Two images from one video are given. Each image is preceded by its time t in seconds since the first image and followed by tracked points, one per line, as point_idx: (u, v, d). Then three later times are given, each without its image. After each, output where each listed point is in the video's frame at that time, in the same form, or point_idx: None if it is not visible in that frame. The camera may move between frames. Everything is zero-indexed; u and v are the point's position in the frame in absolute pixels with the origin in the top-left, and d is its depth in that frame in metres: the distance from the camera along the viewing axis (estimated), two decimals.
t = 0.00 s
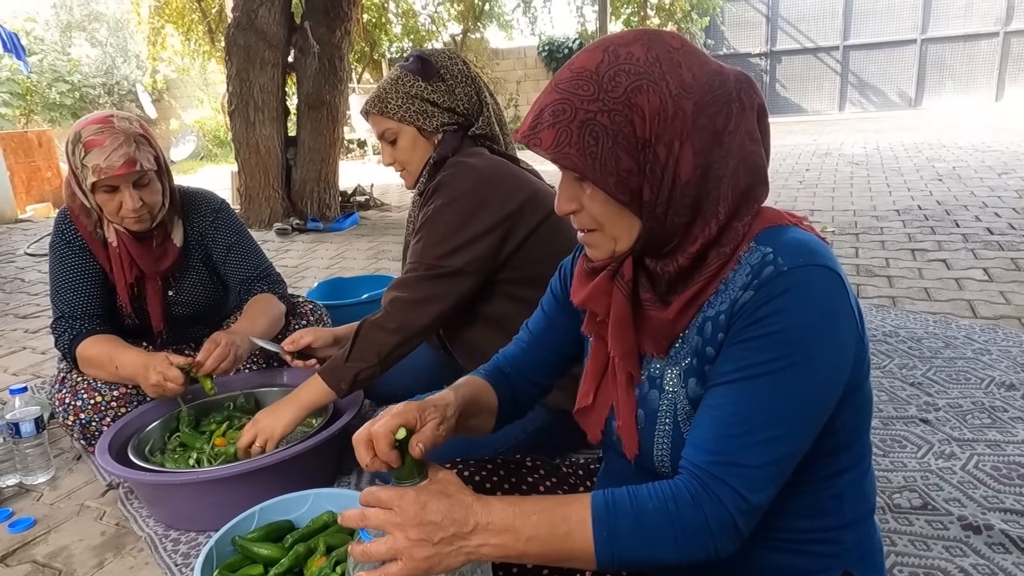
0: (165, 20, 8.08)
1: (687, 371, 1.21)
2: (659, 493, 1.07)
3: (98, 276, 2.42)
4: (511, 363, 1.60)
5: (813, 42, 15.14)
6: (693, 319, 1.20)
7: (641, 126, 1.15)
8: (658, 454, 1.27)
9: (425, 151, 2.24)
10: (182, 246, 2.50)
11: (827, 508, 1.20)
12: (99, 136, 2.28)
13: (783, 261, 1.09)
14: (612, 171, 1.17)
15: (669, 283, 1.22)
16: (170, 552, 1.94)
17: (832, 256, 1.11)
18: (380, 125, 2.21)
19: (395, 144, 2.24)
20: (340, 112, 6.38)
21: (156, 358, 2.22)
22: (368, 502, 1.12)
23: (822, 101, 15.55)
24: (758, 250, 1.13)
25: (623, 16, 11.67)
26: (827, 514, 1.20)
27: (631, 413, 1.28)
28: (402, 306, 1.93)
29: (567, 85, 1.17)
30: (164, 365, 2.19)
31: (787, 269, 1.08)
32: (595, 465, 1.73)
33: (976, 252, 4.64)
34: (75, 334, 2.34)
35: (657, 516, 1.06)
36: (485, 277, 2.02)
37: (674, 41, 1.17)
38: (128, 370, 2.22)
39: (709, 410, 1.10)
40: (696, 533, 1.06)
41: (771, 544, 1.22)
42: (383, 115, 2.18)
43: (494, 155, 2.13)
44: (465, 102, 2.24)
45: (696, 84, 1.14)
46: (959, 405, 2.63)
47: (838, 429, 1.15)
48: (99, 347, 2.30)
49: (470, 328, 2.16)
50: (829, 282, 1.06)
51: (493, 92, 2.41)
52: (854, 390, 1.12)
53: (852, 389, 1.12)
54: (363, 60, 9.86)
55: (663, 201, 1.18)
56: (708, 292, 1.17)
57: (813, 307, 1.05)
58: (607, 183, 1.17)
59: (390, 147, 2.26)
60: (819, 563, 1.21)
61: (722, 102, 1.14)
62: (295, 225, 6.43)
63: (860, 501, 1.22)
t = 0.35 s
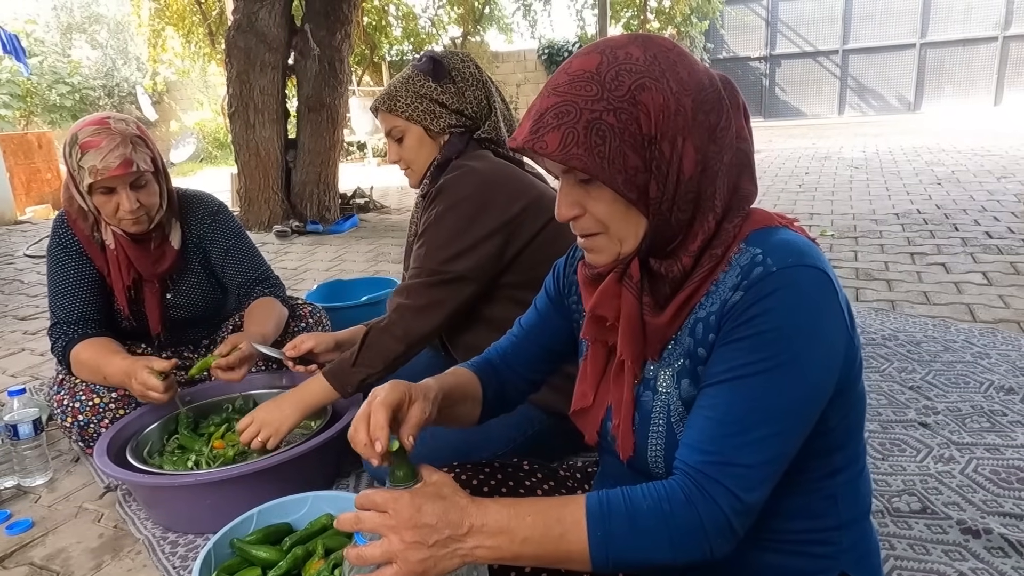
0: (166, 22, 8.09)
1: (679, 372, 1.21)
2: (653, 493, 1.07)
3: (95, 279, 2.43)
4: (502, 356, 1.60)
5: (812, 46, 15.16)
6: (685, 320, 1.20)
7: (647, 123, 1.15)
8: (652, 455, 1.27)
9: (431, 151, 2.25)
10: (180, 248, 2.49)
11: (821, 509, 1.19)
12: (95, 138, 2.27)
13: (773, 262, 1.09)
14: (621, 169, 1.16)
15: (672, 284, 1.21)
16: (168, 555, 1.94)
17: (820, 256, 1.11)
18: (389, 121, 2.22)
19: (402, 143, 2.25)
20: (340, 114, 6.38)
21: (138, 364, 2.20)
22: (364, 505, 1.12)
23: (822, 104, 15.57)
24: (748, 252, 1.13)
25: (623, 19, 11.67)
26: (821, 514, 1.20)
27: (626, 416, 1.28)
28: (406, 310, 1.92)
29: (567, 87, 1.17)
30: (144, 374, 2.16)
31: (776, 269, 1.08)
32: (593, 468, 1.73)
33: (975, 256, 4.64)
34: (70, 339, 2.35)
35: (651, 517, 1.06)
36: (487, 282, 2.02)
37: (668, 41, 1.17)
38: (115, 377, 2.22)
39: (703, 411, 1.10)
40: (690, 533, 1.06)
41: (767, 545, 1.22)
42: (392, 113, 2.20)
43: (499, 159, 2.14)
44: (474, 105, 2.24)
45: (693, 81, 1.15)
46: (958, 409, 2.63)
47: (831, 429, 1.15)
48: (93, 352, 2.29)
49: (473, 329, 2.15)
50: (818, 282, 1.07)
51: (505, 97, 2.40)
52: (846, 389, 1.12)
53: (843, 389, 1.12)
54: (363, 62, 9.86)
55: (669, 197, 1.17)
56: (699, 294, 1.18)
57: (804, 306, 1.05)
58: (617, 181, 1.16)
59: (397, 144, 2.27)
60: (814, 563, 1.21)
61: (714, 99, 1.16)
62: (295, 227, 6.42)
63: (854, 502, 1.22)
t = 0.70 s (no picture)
0: (164, 20, 8.08)
1: (679, 374, 1.21)
2: (656, 497, 1.08)
3: (92, 278, 2.43)
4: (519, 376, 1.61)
5: (811, 43, 15.16)
6: (684, 321, 1.19)
7: (627, 130, 1.16)
8: (654, 457, 1.27)
9: (429, 150, 2.25)
10: (177, 247, 2.49)
11: (823, 509, 1.19)
12: (88, 136, 2.27)
13: (773, 262, 1.09)
14: (600, 175, 1.18)
15: (662, 286, 1.22)
16: (168, 554, 1.94)
17: (820, 255, 1.11)
18: (386, 123, 2.21)
19: (400, 144, 2.24)
20: (339, 112, 6.38)
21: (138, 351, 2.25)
22: (366, 508, 1.11)
23: (821, 101, 15.57)
24: (748, 251, 1.12)
25: (622, 16, 11.67)
26: (823, 514, 1.20)
27: (626, 417, 1.29)
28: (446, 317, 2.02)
29: (553, 92, 1.19)
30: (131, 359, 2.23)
31: (776, 270, 1.08)
32: (593, 465, 1.73)
33: (974, 252, 4.64)
34: (68, 338, 2.36)
35: (654, 520, 1.06)
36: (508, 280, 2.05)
37: (657, 45, 1.17)
38: (113, 369, 2.26)
39: (704, 414, 1.10)
40: (693, 537, 1.06)
41: (772, 545, 1.22)
42: (389, 114, 2.18)
43: (498, 156, 2.14)
44: (469, 102, 2.24)
45: (680, 86, 1.15)
46: (957, 406, 2.63)
47: (833, 428, 1.15)
48: (92, 348, 2.31)
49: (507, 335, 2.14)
50: (818, 282, 1.06)
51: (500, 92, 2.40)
52: (848, 388, 1.12)
53: (844, 388, 1.12)
54: (362, 60, 9.89)
55: (651, 203, 1.19)
56: (698, 294, 1.17)
57: (804, 307, 1.05)
58: (596, 186, 1.18)
59: (395, 145, 2.27)
60: (817, 564, 1.21)
61: (707, 103, 1.15)
62: (294, 225, 6.43)
63: (856, 501, 1.21)
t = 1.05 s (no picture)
0: (160, 20, 8.06)
1: (670, 369, 1.20)
2: (647, 492, 1.07)
3: (86, 279, 2.43)
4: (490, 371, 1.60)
5: (808, 42, 15.17)
6: (674, 316, 1.20)
7: (628, 126, 1.16)
8: (645, 454, 1.27)
9: (431, 149, 2.24)
10: (171, 247, 2.48)
11: (815, 505, 1.19)
12: (78, 136, 2.24)
13: (761, 256, 1.09)
14: (598, 170, 1.17)
15: (655, 282, 1.22)
16: (165, 556, 1.93)
17: (809, 248, 1.11)
18: (387, 122, 2.21)
19: (402, 142, 2.24)
20: (336, 112, 6.37)
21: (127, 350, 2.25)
22: (360, 506, 1.12)
23: (818, 100, 15.59)
24: (737, 246, 1.13)
25: (619, 16, 11.67)
26: (815, 510, 1.20)
27: (616, 414, 1.29)
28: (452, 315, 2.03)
29: (553, 85, 1.17)
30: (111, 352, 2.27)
31: (765, 263, 1.08)
32: (590, 466, 1.73)
33: (971, 251, 4.65)
34: (63, 339, 2.36)
35: (646, 516, 1.06)
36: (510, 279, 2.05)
37: (658, 43, 1.17)
38: (105, 365, 2.27)
39: (695, 408, 1.10)
40: (684, 532, 1.06)
41: (765, 542, 1.22)
42: (392, 113, 2.18)
43: (497, 155, 2.13)
44: (472, 101, 2.24)
45: (682, 83, 1.15)
46: (954, 404, 2.63)
47: (823, 424, 1.15)
48: (83, 347, 2.31)
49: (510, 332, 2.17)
50: (807, 275, 1.06)
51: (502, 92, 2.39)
52: (838, 383, 1.12)
53: (833, 383, 1.12)
54: (358, 60, 9.89)
55: (648, 199, 1.19)
56: (688, 289, 1.17)
57: (793, 300, 1.05)
58: (594, 181, 1.17)
59: (396, 144, 2.26)
60: (810, 561, 1.21)
61: (707, 101, 1.15)
62: (291, 225, 6.42)
63: (847, 497, 1.21)
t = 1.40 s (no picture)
0: (159, 19, 8.05)
1: (669, 369, 1.21)
2: (647, 492, 1.07)
3: (86, 277, 2.43)
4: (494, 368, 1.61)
5: (808, 42, 15.18)
6: (675, 316, 1.20)
7: (635, 123, 1.16)
8: (645, 454, 1.27)
9: (430, 149, 2.24)
10: (171, 244, 2.48)
11: (815, 505, 1.19)
12: (79, 133, 2.25)
13: (762, 255, 1.09)
14: (606, 167, 1.17)
15: (659, 281, 1.22)
16: (163, 555, 1.93)
17: (809, 247, 1.11)
18: (386, 121, 2.21)
19: (401, 141, 2.24)
20: (335, 111, 6.36)
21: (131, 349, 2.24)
22: (359, 507, 1.11)
23: (817, 100, 15.59)
24: (737, 246, 1.13)
25: (618, 15, 11.68)
26: (815, 510, 1.20)
27: (616, 414, 1.29)
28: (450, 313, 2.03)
29: (559, 82, 1.17)
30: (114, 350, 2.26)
31: (766, 263, 1.08)
32: (589, 465, 1.73)
33: (970, 251, 4.65)
34: (64, 336, 2.36)
35: (646, 516, 1.06)
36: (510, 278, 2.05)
37: (663, 41, 1.18)
38: (108, 363, 2.26)
39: (695, 408, 1.09)
40: (685, 531, 1.05)
41: (764, 542, 1.22)
42: (391, 112, 2.18)
43: (499, 155, 2.13)
44: (472, 101, 2.23)
45: (687, 81, 1.16)
46: (953, 404, 2.63)
47: (823, 424, 1.15)
48: (86, 345, 2.31)
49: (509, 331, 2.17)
50: (807, 275, 1.07)
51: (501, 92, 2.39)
52: (838, 383, 1.12)
53: (834, 383, 1.12)
54: (358, 59, 9.90)
55: (654, 197, 1.18)
56: (688, 289, 1.18)
57: (794, 299, 1.05)
58: (601, 179, 1.17)
59: (396, 143, 2.26)
60: (810, 561, 1.21)
61: (709, 101, 1.16)
62: (290, 224, 6.41)
63: (848, 497, 1.21)
